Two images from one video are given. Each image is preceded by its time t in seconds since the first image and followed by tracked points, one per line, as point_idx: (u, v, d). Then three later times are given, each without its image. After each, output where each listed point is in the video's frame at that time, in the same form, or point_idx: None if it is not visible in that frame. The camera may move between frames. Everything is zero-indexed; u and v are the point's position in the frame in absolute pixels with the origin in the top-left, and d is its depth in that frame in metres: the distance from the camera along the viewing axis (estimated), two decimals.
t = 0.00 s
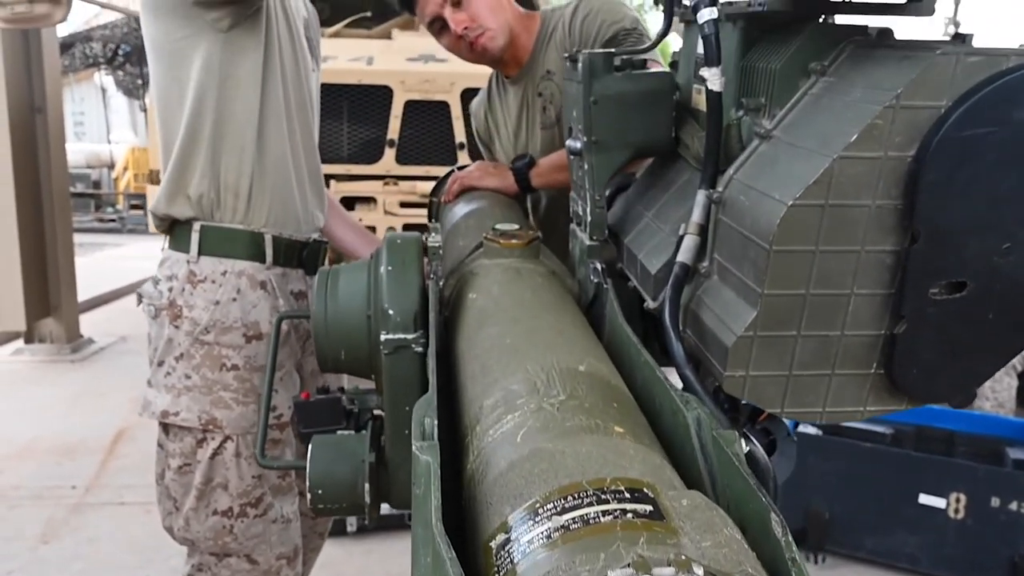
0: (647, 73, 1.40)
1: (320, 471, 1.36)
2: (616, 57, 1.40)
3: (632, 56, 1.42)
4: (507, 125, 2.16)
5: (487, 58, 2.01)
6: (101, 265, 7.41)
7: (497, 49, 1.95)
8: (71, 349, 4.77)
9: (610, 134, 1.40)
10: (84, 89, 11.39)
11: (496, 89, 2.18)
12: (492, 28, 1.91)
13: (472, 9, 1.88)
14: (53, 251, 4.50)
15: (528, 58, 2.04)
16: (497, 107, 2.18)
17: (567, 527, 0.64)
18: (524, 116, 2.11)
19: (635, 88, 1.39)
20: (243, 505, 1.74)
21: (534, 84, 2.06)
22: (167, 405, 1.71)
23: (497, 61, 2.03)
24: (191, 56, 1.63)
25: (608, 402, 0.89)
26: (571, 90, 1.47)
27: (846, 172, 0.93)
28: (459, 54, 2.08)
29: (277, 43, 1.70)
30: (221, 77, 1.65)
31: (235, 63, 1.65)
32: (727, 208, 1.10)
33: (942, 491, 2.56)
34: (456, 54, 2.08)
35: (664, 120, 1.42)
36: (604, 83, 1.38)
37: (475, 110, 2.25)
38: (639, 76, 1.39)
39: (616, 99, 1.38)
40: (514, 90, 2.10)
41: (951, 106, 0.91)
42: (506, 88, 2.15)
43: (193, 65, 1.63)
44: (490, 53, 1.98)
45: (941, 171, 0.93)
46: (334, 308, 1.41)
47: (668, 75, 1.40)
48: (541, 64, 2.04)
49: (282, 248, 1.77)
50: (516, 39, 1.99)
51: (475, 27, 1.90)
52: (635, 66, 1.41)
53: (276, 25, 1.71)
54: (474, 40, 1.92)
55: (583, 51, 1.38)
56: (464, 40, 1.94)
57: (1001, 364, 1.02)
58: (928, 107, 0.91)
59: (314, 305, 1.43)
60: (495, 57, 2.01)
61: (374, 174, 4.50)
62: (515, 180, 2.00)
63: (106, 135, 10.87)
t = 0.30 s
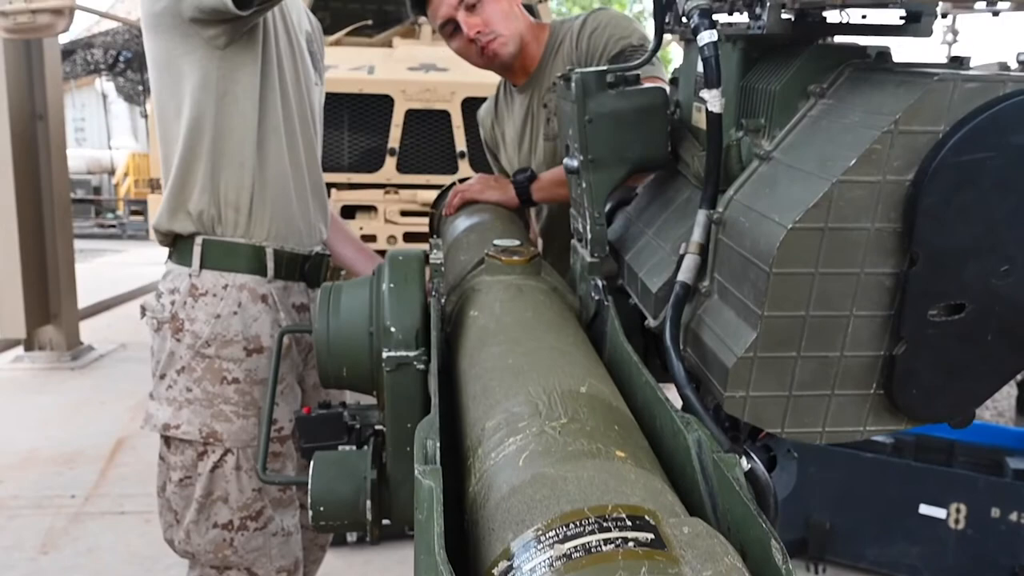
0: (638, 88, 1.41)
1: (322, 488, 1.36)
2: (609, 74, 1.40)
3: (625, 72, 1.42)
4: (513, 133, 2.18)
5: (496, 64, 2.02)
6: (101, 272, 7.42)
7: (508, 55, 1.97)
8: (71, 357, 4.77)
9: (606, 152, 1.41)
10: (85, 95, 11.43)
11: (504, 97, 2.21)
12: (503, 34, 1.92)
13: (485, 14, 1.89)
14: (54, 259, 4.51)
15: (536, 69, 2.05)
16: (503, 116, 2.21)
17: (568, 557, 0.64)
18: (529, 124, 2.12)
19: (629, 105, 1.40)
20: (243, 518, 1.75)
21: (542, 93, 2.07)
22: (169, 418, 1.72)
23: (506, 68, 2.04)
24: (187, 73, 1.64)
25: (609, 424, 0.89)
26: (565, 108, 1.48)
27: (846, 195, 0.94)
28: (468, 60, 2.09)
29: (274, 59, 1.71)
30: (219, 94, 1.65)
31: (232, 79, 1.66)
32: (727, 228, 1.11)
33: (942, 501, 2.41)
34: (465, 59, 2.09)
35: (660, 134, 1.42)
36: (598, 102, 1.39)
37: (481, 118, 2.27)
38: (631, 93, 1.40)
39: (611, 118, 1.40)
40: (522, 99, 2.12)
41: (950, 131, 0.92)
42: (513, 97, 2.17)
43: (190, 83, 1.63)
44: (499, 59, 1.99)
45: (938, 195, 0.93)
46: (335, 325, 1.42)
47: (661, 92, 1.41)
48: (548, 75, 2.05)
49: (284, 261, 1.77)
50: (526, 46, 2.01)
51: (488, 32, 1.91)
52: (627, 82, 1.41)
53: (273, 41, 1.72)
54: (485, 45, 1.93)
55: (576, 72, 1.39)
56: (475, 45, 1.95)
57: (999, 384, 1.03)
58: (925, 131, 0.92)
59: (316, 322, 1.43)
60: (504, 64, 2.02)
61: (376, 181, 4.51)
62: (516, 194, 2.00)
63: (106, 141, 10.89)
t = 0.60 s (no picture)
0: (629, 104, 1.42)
1: (323, 505, 1.38)
2: (599, 91, 1.42)
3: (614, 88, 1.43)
4: (518, 139, 2.24)
5: (505, 71, 2.06)
6: (101, 279, 7.42)
7: (518, 61, 2.01)
8: (71, 364, 4.77)
9: (600, 170, 1.42)
10: (86, 101, 11.45)
11: (512, 103, 2.26)
12: (513, 42, 1.97)
13: (497, 22, 1.93)
14: (54, 265, 4.52)
15: (544, 77, 2.08)
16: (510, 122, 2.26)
17: None
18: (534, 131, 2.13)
19: (620, 122, 1.41)
20: (243, 531, 1.75)
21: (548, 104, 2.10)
22: (171, 431, 1.73)
23: (515, 75, 2.09)
24: (186, 91, 1.65)
25: (610, 447, 0.90)
26: (557, 127, 1.49)
27: (845, 219, 0.95)
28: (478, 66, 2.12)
29: (273, 76, 1.72)
30: (219, 112, 1.66)
31: (233, 96, 1.67)
32: (727, 249, 1.11)
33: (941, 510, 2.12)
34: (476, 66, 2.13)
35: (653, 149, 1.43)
36: (589, 120, 1.40)
37: (489, 123, 2.32)
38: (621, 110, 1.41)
39: (601, 135, 1.41)
40: (529, 106, 2.15)
41: (947, 156, 0.93)
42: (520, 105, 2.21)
43: (189, 100, 1.65)
44: (509, 66, 2.03)
45: (936, 218, 0.94)
46: (337, 341, 1.43)
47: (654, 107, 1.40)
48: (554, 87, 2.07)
49: (285, 275, 1.78)
50: (536, 56, 2.04)
51: (499, 39, 1.95)
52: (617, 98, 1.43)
53: (273, 58, 1.73)
54: (496, 51, 1.97)
55: (565, 91, 1.40)
56: (486, 51, 1.98)
57: (997, 405, 1.04)
58: (923, 156, 0.93)
59: (318, 338, 1.44)
60: (514, 70, 2.05)
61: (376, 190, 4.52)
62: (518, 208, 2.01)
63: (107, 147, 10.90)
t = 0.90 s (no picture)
0: (615, 117, 1.45)
1: (325, 518, 1.38)
2: (585, 107, 1.44)
3: (602, 102, 1.45)
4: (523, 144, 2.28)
5: (513, 76, 2.07)
6: (101, 283, 7.42)
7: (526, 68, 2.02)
8: (71, 370, 4.76)
9: (593, 186, 1.45)
10: (86, 106, 11.46)
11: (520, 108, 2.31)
12: (523, 49, 1.97)
13: (507, 28, 1.91)
14: (55, 271, 4.53)
15: (551, 86, 2.11)
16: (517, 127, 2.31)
17: None
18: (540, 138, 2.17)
19: (608, 137, 1.44)
20: (244, 541, 1.76)
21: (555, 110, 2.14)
22: (173, 441, 1.73)
23: (522, 81, 2.10)
24: (187, 108, 1.65)
25: (610, 466, 0.91)
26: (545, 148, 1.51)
27: (844, 239, 0.96)
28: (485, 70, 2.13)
29: (273, 89, 1.73)
30: (218, 126, 1.66)
31: (232, 111, 1.67)
32: (727, 266, 1.12)
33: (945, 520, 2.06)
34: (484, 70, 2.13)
35: (643, 157, 1.46)
36: (576, 137, 1.43)
37: (497, 129, 2.37)
38: (608, 125, 1.44)
39: (590, 151, 1.44)
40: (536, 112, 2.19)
41: (944, 177, 0.94)
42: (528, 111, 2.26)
43: (190, 117, 1.65)
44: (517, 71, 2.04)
45: (935, 238, 0.95)
46: (339, 355, 1.43)
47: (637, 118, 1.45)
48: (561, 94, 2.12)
49: (287, 285, 1.78)
50: (544, 64, 2.07)
51: (508, 45, 1.95)
52: (605, 111, 1.45)
53: (272, 71, 1.74)
54: (505, 57, 1.97)
55: (551, 111, 1.42)
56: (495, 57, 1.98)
57: (996, 422, 1.05)
58: (921, 177, 0.94)
59: (320, 351, 1.45)
60: (522, 76, 2.07)
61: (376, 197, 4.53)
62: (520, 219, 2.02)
63: (107, 152, 10.90)
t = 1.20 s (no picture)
0: (598, 134, 1.50)
1: (327, 534, 1.39)
2: (568, 126, 1.49)
3: (584, 120, 1.50)
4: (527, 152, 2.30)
5: (522, 86, 2.18)
6: (101, 289, 7.43)
7: (534, 77, 2.13)
8: (71, 376, 4.76)
9: (584, 204, 1.49)
10: (87, 112, 11.50)
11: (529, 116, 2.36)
12: (532, 58, 2.10)
13: (518, 37, 2.08)
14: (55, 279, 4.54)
15: (561, 96, 2.18)
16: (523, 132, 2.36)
17: None
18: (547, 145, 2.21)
19: (591, 155, 1.49)
20: (245, 553, 1.76)
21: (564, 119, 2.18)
22: (176, 453, 1.74)
23: (531, 91, 2.20)
24: (186, 124, 1.65)
25: (611, 486, 0.92)
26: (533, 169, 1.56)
27: (842, 262, 0.97)
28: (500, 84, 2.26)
29: (273, 103, 1.73)
30: (218, 142, 1.67)
31: (231, 126, 1.67)
32: (727, 285, 1.13)
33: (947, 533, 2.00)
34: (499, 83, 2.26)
35: (631, 172, 1.52)
36: (561, 158, 1.48)
37: (503, 139, 2.40)
38: (592, 142, 1.50)
39: (576, 171, 1.49)
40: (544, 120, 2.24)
41: (942, 201, 0.95)
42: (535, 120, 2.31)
43: (190, 134, 1.65)
44: (525, 81, 2.15)
45: (932, 260, 0.96)
46: (341, 370, 1.44)
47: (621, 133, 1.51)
48: (570, 104, 2.16)
49: (290, 298, 1.79)
50: (554, 74, 2.15)
51: (518, 54, 2.10)
52: (588, 128, 1.50)
53: (273, 85, 1.74)
54: (514, 65, 2.11)
55: (534, 136, 1.47)
56: (506, 66, 2.13)
57: (993, 441, 1.05)
58: (918, 202, 0.95)
59: (322, 367, 1.45)
60: (530, 85, 2.16)
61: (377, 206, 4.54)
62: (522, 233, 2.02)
63: (107, 157, 10.92)
